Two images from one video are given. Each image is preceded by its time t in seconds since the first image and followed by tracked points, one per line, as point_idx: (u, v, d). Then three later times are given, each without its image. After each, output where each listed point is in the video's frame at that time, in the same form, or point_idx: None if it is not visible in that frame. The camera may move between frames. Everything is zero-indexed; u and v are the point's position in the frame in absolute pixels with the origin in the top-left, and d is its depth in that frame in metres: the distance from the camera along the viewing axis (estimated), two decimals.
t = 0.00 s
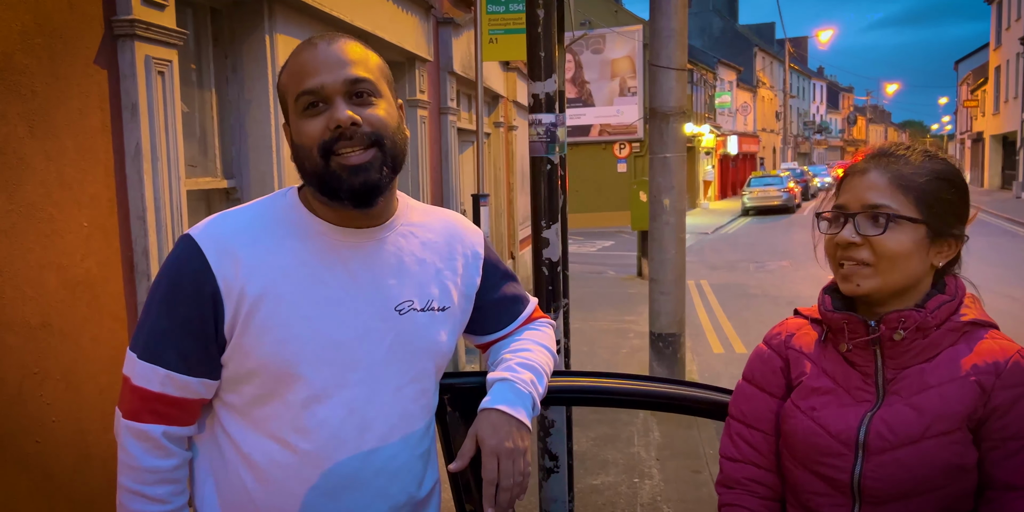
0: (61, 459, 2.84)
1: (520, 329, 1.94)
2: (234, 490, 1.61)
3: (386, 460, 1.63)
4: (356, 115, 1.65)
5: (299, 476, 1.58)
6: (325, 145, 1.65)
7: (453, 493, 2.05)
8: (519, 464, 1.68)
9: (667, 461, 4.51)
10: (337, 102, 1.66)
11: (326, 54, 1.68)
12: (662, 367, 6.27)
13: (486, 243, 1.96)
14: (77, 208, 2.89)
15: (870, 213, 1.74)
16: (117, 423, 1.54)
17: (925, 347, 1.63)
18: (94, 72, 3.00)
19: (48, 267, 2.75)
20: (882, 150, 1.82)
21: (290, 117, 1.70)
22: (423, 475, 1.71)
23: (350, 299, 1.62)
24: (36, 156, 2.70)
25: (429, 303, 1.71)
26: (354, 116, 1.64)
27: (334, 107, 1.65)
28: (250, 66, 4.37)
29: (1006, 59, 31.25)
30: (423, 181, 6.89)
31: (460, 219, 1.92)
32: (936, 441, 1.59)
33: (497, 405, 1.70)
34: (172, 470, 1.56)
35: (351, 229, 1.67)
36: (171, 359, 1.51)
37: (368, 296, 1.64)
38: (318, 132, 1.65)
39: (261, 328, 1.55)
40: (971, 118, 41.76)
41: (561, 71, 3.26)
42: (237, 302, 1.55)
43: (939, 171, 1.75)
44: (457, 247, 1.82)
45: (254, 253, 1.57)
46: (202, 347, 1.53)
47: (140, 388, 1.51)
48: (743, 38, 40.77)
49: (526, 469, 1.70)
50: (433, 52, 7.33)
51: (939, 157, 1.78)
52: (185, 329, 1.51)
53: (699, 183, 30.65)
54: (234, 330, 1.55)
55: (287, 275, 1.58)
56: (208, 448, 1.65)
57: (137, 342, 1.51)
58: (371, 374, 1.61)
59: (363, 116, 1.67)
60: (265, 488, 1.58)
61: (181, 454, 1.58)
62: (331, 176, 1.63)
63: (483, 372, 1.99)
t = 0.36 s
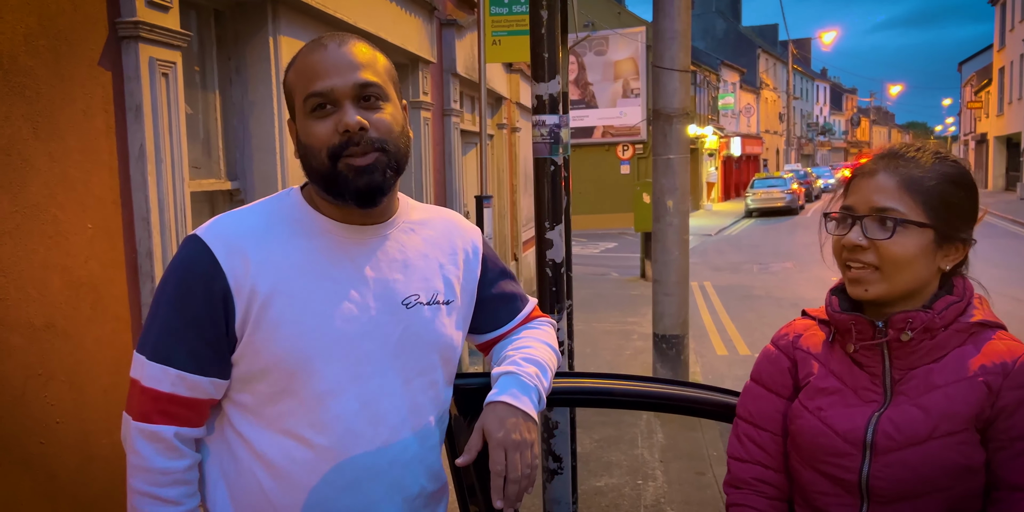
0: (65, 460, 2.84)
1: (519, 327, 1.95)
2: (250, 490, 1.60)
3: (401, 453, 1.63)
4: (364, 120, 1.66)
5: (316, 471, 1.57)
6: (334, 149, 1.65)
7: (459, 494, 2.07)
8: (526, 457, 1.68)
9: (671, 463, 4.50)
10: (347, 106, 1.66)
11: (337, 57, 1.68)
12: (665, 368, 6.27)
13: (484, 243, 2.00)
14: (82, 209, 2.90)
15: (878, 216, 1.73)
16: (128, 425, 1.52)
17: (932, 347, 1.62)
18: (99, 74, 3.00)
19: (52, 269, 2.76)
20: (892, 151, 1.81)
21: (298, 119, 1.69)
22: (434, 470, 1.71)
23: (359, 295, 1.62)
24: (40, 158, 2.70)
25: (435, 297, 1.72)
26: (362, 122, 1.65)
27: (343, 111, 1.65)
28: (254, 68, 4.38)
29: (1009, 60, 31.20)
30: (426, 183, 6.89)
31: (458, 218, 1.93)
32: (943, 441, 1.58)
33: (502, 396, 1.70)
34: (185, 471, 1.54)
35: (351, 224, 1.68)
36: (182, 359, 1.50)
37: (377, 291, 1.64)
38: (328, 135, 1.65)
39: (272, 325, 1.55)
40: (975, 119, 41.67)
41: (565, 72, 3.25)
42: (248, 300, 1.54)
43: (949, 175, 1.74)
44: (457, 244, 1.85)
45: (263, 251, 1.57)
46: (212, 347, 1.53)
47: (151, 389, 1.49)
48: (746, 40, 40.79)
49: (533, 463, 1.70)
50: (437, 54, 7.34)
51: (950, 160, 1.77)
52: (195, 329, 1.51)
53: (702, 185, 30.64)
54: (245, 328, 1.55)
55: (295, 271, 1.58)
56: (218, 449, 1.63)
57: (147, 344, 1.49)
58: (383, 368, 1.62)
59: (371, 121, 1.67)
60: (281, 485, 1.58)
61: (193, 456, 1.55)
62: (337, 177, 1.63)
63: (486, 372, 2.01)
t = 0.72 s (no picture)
0: (70, 461, 2.84)
1: (522, 329, 1.96)
2: (267, 498, 1.59)
3: (416, 454, 1.65)
4: (374, 121, 1.66)
5: (335, 474, 1.58)
6: (345, 150, 1.66)
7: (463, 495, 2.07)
8: (535, 457, 1.68)
9: (674, 464, 4.49)
10: (356, 107, 1.66)
11: (344, 57, 1.68)
12: (668, 370, 6.27)
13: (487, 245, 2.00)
14: (87, 210, 2.90)
15: (887, 217, 1.73)
16: (141, 439, 1.50)
17: (936, 349, 1.62)
18: (103, 75, 3.01)
19: (57, 270, 2.76)
20: (905, 151, 1.80)
21: (306, 119, 1.70)
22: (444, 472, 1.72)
23: (371, 297, 1.63)
24: (45, 159, 2.71)
25: (443, 298, 1.74)
26: (372, 123, 1.65)
27: (353, 112, 1.66)
28: (257, 69, 4.38)
29: (1012, 62, 31.14)
30: (428, 184, 6.89)
31: (458, 218, 1.95)
32: (945, 442, 1.58)
33: (511, 398, 1.70)
34: (203, 483, 1.53)
35: (358, 227, 1.69)
36: (196, 366, 1.49)
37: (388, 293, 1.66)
38: (338, 136, 1.66)
39: (288, 329, 1.55)
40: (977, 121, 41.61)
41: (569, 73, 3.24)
42: (263, 304, 1.54)
43: (961, 179, 1.73)
44: (461, 246, 1.86)
45: (276, 255, 1.57)
46: (226, 351, 1.52)
47: (166, 401, 1.48)
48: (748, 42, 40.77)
49: (542, 464, 1.70)
50: (439, 55, 7.34)
51: (963, 163, 1.76)
52: (209, 336, 1.50)
53: (704, 186, 30.61)
54: (259, 332, 1.55)
55: (308, 274, 1.59)
56: (232, 459, 1.62)
57: (159, 355, 1.47)
58: (396, 369, 1.63)
59: (379, 122, 1.67)
60: (299, 490, 1.57)
61: (209, 467, 1.55)
62: (349, 179, 1.64)
63: (491, 373, 2.04)
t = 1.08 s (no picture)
0: (71, 461, 2.85)
1: (526, 330, 1.97)
2: (272, 499, 1.59)
3: (423, 457, 1.65)
4: (405, 120, 1.68)
5: (343, 477, 1.58)
6: (374, 146, 1.65)
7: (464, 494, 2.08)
8: (544, 461, 1.67)
9: (674, 465, 4.50)
10: (387, 104, 1.67)
11: (373, 54, 1.68)
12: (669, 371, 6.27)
13: (493, 246, 2.02)
14: (89, 210, 2.91)
15: (908, 220, 1.72)
16: (148, 438, 1.50)
17: (934, 348, 1.62)
18: (106, 75, 3.01)
19: (60, 269, 2.77)
20: (912, 153, 1.81)
21: (331, 115, 1.68)
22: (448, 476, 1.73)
23: (382, 298, 1.64)
24: (48, 159, 2.71)
25: (451, 300, 1.76)
26: (405, 121, 1.67)
27: (384, 110, 1.66)
28: (259, 70, 4.39)
29: (1012, 63, 31.17)
30: (429, 185, 6.90)
31: (464, 219, 1.96)
32: (942, 442, 1.58)
33: (519, 402, 1.70)
34: (209, 485, 1.54)
35: (377, 226, 1.69)
36: (206, 367, 1.50)
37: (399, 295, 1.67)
38: (367, 133, 1.66)
39: (300, 331, 1.55)
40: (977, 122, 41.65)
41: (571, 74, 3.25)
42: (276, 304, 1.54)
43: (968, 180, 1.77)
44: (469, 247, 1.88)
45: (289, 255, 1.57)
46: (237, 351, 1.52)
47: (174, 401, 1.48)
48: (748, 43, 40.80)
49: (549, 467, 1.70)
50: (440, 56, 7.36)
51: (966, 165, 1.80)
52: (220, 336, 1.51)
53: (704, 188, 30.62)
54: (272, 333, 1.55)
55: (321, 275, 1.59)
56: (238, 458, 1.62)
57: (167, 354, 1.49)
58: (406, 371, 1.64)
59: (410, 121, 1.69)
60: (305, 492, 1.58)
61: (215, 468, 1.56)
62: (376, 175, 1.64)
63: (495, 373, 2.05)
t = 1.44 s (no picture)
0: (72, 460, 2.86)
1: (526, 329, 1.97)
2: (255, 496, 1.61)
3: (408, 461, 1.65)
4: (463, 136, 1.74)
5: (323, 478, 1.59)
6: (436, 151, 1.69)
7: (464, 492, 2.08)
8: (542, 461, 1.68)
9: (674, 465, 4.50)
10: (451, 117, 1.72)
11: (442, 65, 1.73)
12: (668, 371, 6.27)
13: (491, 249, 2.03)
14: (90, 209, 2.91)
15: (918, 222, 1.72)
16: (136, 431, 1.52)
17: (933, 347, 1.63)
18: (106, 74, 3.02)
19: (61, 268, 2.77)
20: (903, 152, 1.82)
21: (398, 107, 1.67)
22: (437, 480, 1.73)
23: (371, 301, 1.63)
24: (49, 158, 2.72)
25: (444, 304, 1.76)
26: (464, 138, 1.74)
27: (451, 121, 1.71)
28: (259, 69, 4.39)
29: (1012, 64, 31.18)
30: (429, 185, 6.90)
31: (461, 222, 1.96)
32: (941, 440, 1.59)
33: (519, 403, 1.71)
34: (193, 479, 1.55)
35: (380, 232, 1.70)
36: (193, 364, 1.50)
37: (389, 298, 1.66)
38: (434, 137, 1.68)
39: (287, 331, 1.56)
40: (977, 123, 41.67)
41: (571, 74, 3.26)
42: (263, 304, 1.55)
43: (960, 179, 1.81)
44: (464, 251, 1.88)
45: (279, 255, 1.58)
46: (224, 349, 1.53)
47: (160, 396, 1.50)
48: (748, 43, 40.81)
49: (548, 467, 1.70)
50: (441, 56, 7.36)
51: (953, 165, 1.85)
52: (208, 334, 1.51)
53: (704, 188, 30.61)
54: (258, 332, 1.55)
55: (311, 276, 1.59)
56: (224, 454, 1.64)
57: (156, 351, 1.50)
58: (393, 375, 1.63)
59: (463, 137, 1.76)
60: (287, 490, 1.59)
61: (200, 462, 1.57)
62: (433, 180, 1.68)
63: (495, 372, 2.05)
